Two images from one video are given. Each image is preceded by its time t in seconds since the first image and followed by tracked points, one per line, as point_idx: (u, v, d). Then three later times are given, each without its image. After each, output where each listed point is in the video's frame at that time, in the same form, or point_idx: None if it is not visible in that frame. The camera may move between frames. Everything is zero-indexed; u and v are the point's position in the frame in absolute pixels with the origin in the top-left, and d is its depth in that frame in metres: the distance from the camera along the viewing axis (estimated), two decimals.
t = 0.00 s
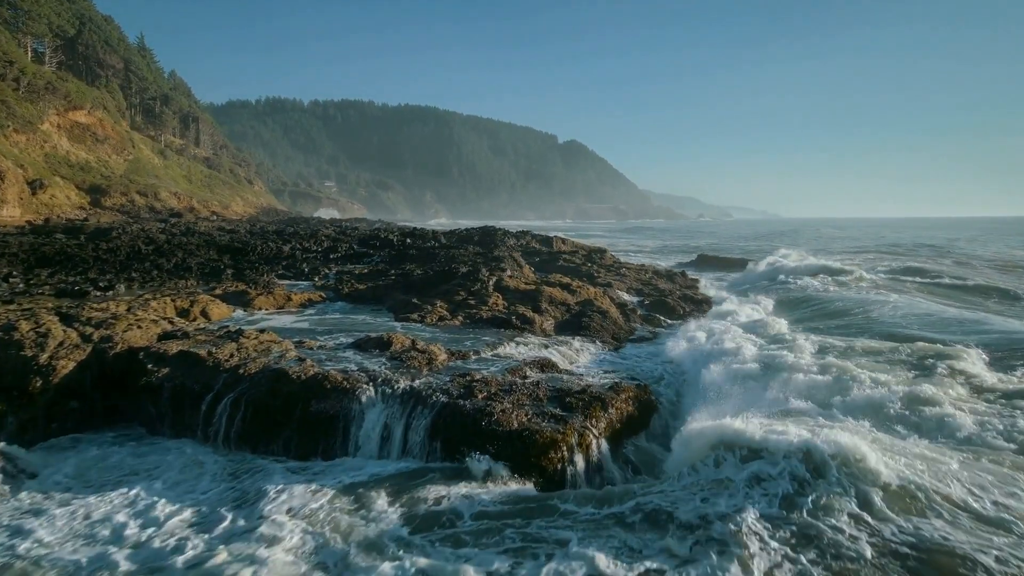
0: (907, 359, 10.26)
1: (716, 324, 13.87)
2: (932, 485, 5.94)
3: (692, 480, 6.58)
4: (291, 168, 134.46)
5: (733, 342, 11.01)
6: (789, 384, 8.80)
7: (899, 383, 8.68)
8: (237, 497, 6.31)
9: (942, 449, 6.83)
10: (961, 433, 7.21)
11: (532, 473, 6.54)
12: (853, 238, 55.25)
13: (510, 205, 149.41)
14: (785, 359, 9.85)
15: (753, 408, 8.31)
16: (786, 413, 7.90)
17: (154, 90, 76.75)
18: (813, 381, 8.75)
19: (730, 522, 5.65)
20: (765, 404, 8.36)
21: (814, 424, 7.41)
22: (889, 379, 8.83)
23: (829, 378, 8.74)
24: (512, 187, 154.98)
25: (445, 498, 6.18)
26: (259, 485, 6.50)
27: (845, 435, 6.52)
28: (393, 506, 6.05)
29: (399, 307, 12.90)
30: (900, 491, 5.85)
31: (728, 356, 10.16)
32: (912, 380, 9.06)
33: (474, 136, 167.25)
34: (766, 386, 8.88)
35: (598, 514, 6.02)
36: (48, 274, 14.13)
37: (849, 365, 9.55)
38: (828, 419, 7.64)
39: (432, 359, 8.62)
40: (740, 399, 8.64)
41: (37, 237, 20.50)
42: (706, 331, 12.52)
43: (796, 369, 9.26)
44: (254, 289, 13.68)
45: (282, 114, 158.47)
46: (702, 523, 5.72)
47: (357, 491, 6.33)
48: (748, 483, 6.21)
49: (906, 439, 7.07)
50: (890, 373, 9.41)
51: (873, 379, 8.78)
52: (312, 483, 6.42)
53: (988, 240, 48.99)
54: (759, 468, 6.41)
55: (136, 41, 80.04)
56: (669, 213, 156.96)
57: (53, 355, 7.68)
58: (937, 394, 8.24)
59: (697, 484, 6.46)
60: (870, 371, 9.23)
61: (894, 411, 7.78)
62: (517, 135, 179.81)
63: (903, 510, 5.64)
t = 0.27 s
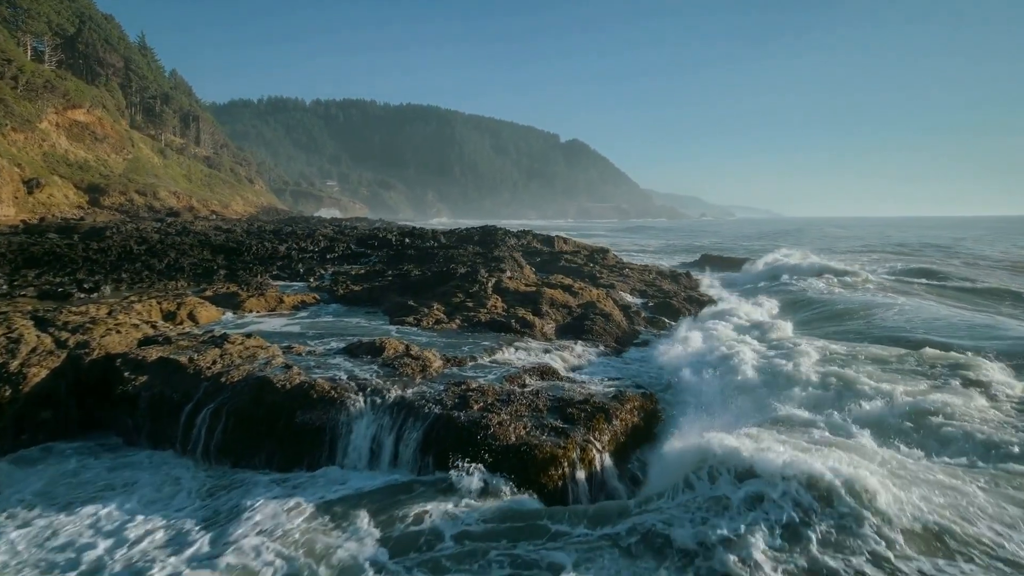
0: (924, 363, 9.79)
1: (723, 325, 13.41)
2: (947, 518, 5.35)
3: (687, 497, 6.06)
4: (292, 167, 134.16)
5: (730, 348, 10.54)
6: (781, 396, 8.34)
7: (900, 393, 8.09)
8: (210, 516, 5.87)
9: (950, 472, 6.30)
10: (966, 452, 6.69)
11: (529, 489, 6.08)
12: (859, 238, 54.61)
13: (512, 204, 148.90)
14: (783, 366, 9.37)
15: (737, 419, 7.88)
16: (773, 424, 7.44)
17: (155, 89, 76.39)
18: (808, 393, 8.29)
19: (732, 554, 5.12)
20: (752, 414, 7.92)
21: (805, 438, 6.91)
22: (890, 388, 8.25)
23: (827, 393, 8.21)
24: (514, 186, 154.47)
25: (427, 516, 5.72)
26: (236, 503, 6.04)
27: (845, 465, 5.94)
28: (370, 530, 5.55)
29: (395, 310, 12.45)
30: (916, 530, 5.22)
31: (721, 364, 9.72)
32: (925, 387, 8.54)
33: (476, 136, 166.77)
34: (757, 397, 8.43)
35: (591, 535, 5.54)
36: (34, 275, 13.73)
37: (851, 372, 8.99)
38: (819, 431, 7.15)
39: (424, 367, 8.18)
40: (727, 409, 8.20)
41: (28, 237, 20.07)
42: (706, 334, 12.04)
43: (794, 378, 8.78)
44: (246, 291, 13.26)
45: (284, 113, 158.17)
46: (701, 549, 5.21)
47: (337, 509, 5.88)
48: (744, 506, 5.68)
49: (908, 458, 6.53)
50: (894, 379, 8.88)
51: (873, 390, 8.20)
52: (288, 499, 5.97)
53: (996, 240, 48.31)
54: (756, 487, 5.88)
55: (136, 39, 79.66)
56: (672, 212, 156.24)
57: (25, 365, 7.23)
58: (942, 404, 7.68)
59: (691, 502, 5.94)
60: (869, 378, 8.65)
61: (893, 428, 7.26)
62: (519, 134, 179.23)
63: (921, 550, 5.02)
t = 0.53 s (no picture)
0: (943, 369, 9.25)
1: (729, 327, 12.91)
2: (965, 556, 4.73)
3: (679, 520, 5.52)
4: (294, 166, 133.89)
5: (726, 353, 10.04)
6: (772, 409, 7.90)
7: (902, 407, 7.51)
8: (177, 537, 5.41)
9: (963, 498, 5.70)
10: (972, 474, 6.12)
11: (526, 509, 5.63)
12: (863, 237, 54.06)
13: (513, 203, 148.39)
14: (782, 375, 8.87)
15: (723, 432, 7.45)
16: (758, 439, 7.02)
17: (155, 88, 75.97)
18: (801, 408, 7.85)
19: None
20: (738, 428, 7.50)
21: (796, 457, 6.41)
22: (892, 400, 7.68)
23: (823, 410, 7.71)
24: (516, 185, 154.01)
25: (405, 539, 5.26)
26: (202, 526, 5.54)
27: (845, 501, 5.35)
28: (341, 554, 5.08)
29: (389, 313, 12.03)
30: None
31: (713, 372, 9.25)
32: (942, 399, 8.03)
33: (478, 135, 166.25)
34: (745, 409, 7.98)
35: (580, 560, 5.07)
36: (19, 276, 13.34)
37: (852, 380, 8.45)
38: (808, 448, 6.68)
39: (417, 376, 7.69)
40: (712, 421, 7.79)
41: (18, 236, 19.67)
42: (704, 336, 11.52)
43: (794, 388, 8.25)
44: (237, 293, 12.84)
45: (286, 113, 157.76)
46: None
47: (310, 531, 5.40)
48: (742, 534, 5.11)
49: (913, 481, 5.96)
50: (899, 391, 8.31)
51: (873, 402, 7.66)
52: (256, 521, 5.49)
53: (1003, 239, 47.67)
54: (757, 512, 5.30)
55: (136, 38, 79.17)
56: (674, 212, 155.34)
57: None
58: (950, 418, 7.08)
59: (685, 528, 5.39)
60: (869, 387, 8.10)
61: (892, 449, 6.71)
62: (520, 133, 178.67)
63: None
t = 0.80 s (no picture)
0: (970, 379, 8.65)
1: (739, 330, 12.34)
2: None
3: (665, 553, 4.95)
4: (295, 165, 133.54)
5: (720, 361, 9.49)
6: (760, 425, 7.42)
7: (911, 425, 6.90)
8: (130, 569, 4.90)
9: (988, 538, 5.10)
10: (986, 508, 5.58)
11: (517, 539, 5.14)
12: (870, 236, 53.28)
13: (516, 202, 147.73)
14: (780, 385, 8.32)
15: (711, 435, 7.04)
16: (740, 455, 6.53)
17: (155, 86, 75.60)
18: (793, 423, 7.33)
19: None
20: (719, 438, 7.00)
21: (790, 480, 5.87)
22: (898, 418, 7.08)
23: (822, 429, 7.17)
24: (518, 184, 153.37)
25: (371, 569, 4.77)
26: (152, 559, 4.99)
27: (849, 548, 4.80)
28: None
29: (382, 316, 11.51)
30: None
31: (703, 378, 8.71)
32: (971, 411, 7.37)
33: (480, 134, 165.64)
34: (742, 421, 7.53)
35: None
36: None
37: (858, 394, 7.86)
38: (798, 467, 6.17)
39: (408, 388, 7.14)
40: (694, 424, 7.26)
41: (7, 236, 19.20)
42: (701, 340, 10.95)
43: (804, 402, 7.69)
44: (224, 295, 12.34)
45: (288, 111, 157.41)
46: None
47: (274, 562, 4.87)
48: None
49: (923, 515, 5.39)
50: (915, 402, 7.66)
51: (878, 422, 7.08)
52: (214, 550, 5.02)
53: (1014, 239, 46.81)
54: (754, 559, 4.73)
55: (136, 36, 78.83)
56: (677, 211, 154.45)
57: None
58: (966, 439, 6.44)
59: (674, 563, 4.85)
60: (873, 403, 7.51)
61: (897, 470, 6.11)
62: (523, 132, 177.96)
63: None
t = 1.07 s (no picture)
0: (995, 391, 8.11)
1: (748, 334, 11.83)
2: None
3: None
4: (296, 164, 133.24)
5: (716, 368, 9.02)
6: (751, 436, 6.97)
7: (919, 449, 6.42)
8: None
9: None
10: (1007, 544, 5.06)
11: (511, 562, 4.75)
12: (875, 235, 52.62)
13: (517, 201, 147.19)
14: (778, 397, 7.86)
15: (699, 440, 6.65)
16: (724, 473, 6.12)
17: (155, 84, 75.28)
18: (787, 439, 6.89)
19: None
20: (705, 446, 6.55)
21: (786, 506, 5.37)
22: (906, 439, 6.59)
23: (825, 449, 6.70)
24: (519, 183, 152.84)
25: None
26: None
27: None
28: None
29: (375, 320, 11.03)
30: None
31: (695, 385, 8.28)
32: (997, 427, 6.83)
33: (482, 133, 165.12)
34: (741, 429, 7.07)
35: None
36: None
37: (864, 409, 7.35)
38: (790, 488, 5.74)
39: (398, 401, 6.67)
40: (681, 430, 6.83)
41: None
42: (709, 346, 10.44)
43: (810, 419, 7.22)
44: (212, 297, 11.88)
45: (289, 111, 157.11)
46: None
47: None
48: None
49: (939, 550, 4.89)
50: (927, 414, 7.14)
51: (883, 443, 6.61)
52: None
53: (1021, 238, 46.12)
54: None
55: (137, 35, 78.47)
56: (679, 210, 153.68)
57: None
58: (984, 467, 5.95)
59: None
60: (877, 420, 7.03)
61: (905, 493, 5.61)
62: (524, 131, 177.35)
63: None
